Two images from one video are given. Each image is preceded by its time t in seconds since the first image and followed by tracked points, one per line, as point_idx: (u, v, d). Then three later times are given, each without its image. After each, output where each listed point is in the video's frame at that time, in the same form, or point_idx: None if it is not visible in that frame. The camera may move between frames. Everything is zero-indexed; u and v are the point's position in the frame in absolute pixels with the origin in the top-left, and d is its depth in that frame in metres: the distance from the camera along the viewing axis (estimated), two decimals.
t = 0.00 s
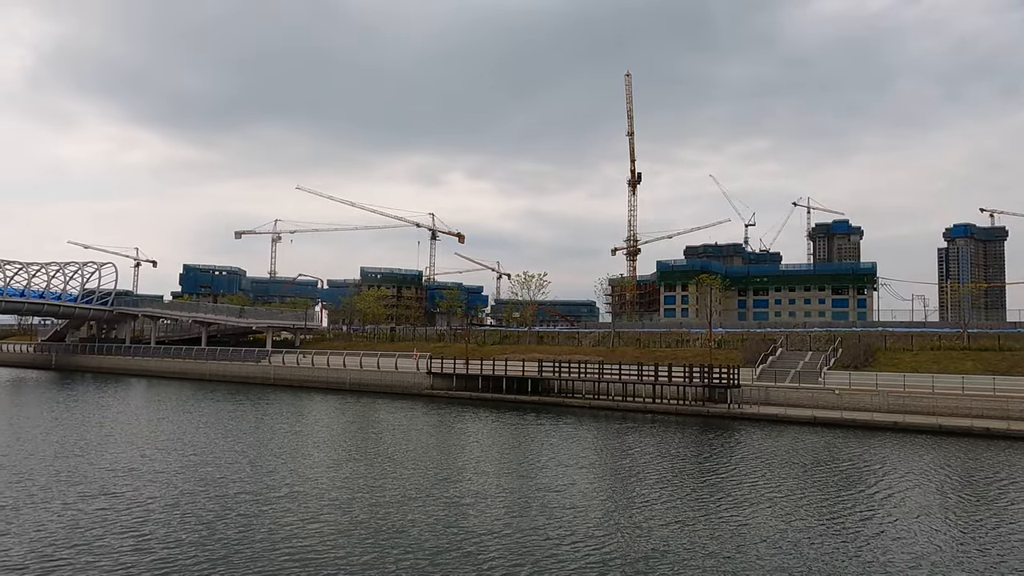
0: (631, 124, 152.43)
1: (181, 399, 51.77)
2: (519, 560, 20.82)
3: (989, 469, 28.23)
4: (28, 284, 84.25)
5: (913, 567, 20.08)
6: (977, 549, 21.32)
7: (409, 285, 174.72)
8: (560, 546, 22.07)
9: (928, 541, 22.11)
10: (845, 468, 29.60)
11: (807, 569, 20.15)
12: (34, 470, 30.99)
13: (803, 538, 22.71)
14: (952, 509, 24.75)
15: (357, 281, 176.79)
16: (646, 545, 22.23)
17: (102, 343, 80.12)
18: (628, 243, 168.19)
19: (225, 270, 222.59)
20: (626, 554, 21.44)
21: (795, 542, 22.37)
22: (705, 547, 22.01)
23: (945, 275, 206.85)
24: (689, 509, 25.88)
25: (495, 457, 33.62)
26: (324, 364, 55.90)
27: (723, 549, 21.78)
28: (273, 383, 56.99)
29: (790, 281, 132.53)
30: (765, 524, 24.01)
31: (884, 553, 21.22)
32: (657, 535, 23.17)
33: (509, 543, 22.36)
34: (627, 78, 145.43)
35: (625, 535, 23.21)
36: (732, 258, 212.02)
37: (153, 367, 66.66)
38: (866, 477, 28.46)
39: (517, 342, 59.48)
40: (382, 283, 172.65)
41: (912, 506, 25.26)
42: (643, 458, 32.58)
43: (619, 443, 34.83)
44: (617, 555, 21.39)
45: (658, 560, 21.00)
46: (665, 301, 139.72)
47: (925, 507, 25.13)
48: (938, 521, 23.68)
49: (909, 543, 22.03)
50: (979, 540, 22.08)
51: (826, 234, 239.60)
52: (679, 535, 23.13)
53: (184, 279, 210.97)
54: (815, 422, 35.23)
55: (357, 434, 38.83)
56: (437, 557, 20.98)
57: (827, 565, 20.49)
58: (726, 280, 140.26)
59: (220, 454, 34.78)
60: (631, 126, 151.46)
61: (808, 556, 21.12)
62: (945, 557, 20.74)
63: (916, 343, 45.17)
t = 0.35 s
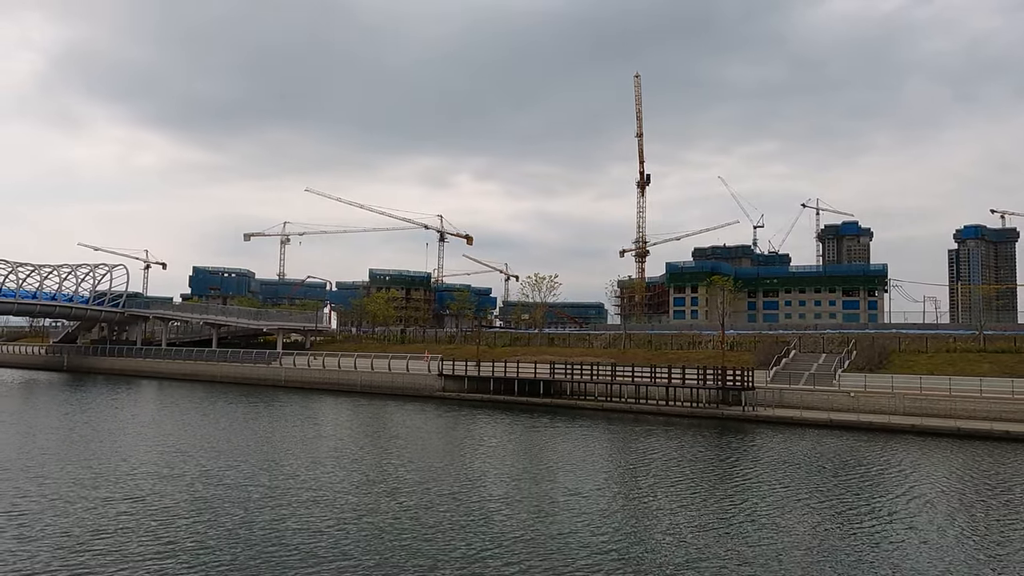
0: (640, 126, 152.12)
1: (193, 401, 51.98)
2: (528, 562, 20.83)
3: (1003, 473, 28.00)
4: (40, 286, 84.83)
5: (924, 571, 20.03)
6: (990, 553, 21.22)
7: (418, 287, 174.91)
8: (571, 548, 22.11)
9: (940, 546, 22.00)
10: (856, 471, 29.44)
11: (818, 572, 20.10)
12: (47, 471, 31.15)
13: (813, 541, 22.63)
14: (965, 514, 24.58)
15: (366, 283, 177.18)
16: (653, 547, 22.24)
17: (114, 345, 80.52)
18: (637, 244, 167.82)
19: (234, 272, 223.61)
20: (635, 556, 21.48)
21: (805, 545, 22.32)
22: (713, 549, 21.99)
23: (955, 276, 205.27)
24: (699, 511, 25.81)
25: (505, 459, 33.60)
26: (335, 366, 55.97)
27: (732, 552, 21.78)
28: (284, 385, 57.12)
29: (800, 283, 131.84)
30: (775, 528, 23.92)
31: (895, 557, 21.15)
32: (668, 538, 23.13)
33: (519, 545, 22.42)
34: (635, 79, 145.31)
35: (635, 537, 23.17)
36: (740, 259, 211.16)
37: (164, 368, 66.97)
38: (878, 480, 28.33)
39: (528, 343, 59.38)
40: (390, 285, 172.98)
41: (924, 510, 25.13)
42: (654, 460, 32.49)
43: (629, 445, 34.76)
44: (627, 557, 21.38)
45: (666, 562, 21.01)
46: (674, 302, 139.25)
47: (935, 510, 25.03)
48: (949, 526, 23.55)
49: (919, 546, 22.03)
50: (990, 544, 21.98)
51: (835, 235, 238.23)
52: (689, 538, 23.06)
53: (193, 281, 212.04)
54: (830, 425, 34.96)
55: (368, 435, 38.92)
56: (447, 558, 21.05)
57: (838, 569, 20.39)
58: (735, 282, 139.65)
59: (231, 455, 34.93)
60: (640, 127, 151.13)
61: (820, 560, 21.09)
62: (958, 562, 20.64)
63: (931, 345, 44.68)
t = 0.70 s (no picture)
0: (645, 125, 151.75)
1: (199, 401, 52.01)
2: (535, 562, 20.76)
3: (1013, 473, 27.83)
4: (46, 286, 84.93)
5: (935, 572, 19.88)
6: (1001, 555, 21.08)
7: (422, 286, 174.93)
8: (573, 548, 22.10)
9: (950, 547, 21.85)
10: (865, 472, 29.26)
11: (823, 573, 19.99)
12: (55, 471, 31.10)
13: (822, 542, 22.48)
14: (976, 514, 24.41)
15: (371, 282, 177.20)
16: (662, 548, 22.13)
17: (120, 344, 80.65)
18: (642, 244, 167.55)
19: (239, 271, 223.86)
20: (643, 557, 21.37)
21: (814, 546, 22.17)
22: (721, 550, 21.87)
23: (961, 276, 204.26)
24: (707, 512, 25.65)
25: (512, 459, 33.51)
26: (342, 366, 55.93)
27: (741, 552, 21.66)
28: (291, 385, 57.11)
29: (805, 283, 131.43)
30: (784, 529, 23.77)
31: (905, 558, 21.01)
32: (676, 538, 23.01)
33: (526, 545, 22.34)
34: (641, 78, 144.95)
35: (643, 538, 23.05)
36: (744, 259, 210.62)
37: (171, 368, 67.04)
38: (887, 480, 28.15)
39: (535, 343, 59.23)
40: (395, 285, 173.08)
41: (934, 510, 24.96)
42: (660, 460, 32.35)
43: (634, 445, 34.71)
44: (635, 558, 21.28)
45: (674, 563, 20.90)
46: (680, 302, 138.91)
47: (945, 511, 24.87)
48: (960, 527, 23.38)
49: (930, 547, 21.89)
50: (1000, 545, 21.83)
51: (840, 235, 237.52)
52: (697, 539, 22.93)
53: (198, 280, 212.43)
54: (843, 425, 34.80)
55: (374, 435, 38.85)
56: (455, 558, 20.99)
57: (847, 570, 20.28)
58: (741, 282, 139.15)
59: (238, 455, 34.89)
60: (646, 127, 150.73)
61: (829, 560, 20.96)
62: (969, 564, 20.49)
63: (942, 345, 44.32)
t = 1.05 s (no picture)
0: (649, 122, 151.42)
1: (205, 399, 51.90)
2: (541, 558, 20.67)
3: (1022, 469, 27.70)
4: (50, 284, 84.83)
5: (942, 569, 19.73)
6: (1010, 552, 20.89)
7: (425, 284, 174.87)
8: (580, 544, 22.04)
9: (959, 544, 21.73)
10: (872, 469, 29.06)
11: (832, 570, 19.90)
12: (60, 470, 30.93)
13: (827, 539, 22.33)
14: (985, 512, 24.22)
15: (373, 280, 177.00)
16: (666, 546, 21.97)
17: (124, 342, 80.58)
18: (645, 241, 167.34)
19: (241, 269, 223.68)
20: (647, 554, 21.23)
21: (820, 543, 22.00)
22: (726, 547, 21.70)
23: (963, 273, 203.69)
24: (712, 509, 25.49)
25: (516, 457, 33.36)
26: (347, 363, 55.84)
27: (746, 549, 21.51)
28: (297, 383, 57.02)
29: (809, 280, 131.10)
30: (790, 526, 23.62)
31: (913, 555, 20.84)
32: (681, 536, 22.85)
33: (530, 542, 22.20)
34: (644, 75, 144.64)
35: (647, 536, 22.91)
36: (747, 256, 210.37)
37: (176, 366, 66.97)
38: (894, 478, 27.94)
39: (541, 341, 59.13)
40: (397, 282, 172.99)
41: (942, 508, 24.77)
42: (666, 458, 32.18)
43: (640, 442, 34.59)
44: (640, 555, 21.12)
45: (679, 560, 20.74)
46: (683, 299, 138.71)
47: (955, 508, 24.68)
48: (968, 525, 23.19)
49: (938, 544, 21.71)
50: (1010, 543, 21.65)
51: (842, 232, 237.18)
52: (702, 536, 22.77)
53: (200, 279, 212.38)
54: (852, 422, 34.44)
55: (379, 433, 38.72)
56: (460, 556, 20.86)
57: (854, 567, 20.11)
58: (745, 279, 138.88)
59: (243, 453, 34.77)
60: (649, 124, 150.40)
61: (835, 557, 20.81)
62: (977, 562, 20.33)
63: (949, 342, 44.20)
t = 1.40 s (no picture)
0: (651, 119, 151.15)
1: (209, 397, 51.85)
2: (544, 558, 20.64)
3: None
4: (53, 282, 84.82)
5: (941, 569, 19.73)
6: (1009, 552, 20.89)
7: (427, 282, 174.85)
8: (581, 544, 22.03)
9: (962, 543, 21.71)
10: (874, 468, 28.99)
11: (834, 569, 19.88)
12: (64, 468, 30.92)
13: (829, 539, 22.29)
14: (984, 511, 24.21)
15: (375, 278, 176.97)
16: (667, 545, 21.94)
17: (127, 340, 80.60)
18: (647, 239, 167.14)
19: (243, 267, 223.63)
20: (649, 553, 21.20)
21: (820, 543, 21.97)
22: (728, 547, 21.70)
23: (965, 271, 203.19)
24: (715, 509, 25.47)
25: (520, 455, 33.31)
26: (351, 362, 55.75)
27: (748, 549, 21.49)
28: (300, 381, 56.94)
29: (812, 278, 130.71)
30: (792, 525, 23.55)
31: (912, 555, 20.85)
32: (683, 535, 22.83)
33: (531, 541, 22.17)
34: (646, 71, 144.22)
35: (648, 535, 22.88)
36: (749, 253, 209.81)
37: (179, 364, 66.91)
38: (895, 476, 27.92)
39: (545, 339, 59.00)
40: (399, 280, 172.99)
41: (943, 507, 24.73)
42: (669, 457, 32.09)
43: (644, 441, 34.52)
44: (641, 555, 21.10)
45: (680, 560, 20.73)
46: (686, 297, 138.51)
47: (959, 507, 24.64)
48: (969, 524, 23.17)
49: (938, 544, 21.70)
50: (1010, 542, 21.63)
51: (845, 230, 236.88)
52: (704, 536, 22.75)
53: (202, 277, 212.56)
54: (861, 421, 34.22)
55: (383, 432, 38.68)
56: (462, 555, 20.85)
57: (854, 567, 20.12)
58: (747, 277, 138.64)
59: (247, 452, 34.77)
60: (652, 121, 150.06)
61: (835, 557, 20.81)
62: (978, 561, 20.32)
63: (957, 340, 43.99)
